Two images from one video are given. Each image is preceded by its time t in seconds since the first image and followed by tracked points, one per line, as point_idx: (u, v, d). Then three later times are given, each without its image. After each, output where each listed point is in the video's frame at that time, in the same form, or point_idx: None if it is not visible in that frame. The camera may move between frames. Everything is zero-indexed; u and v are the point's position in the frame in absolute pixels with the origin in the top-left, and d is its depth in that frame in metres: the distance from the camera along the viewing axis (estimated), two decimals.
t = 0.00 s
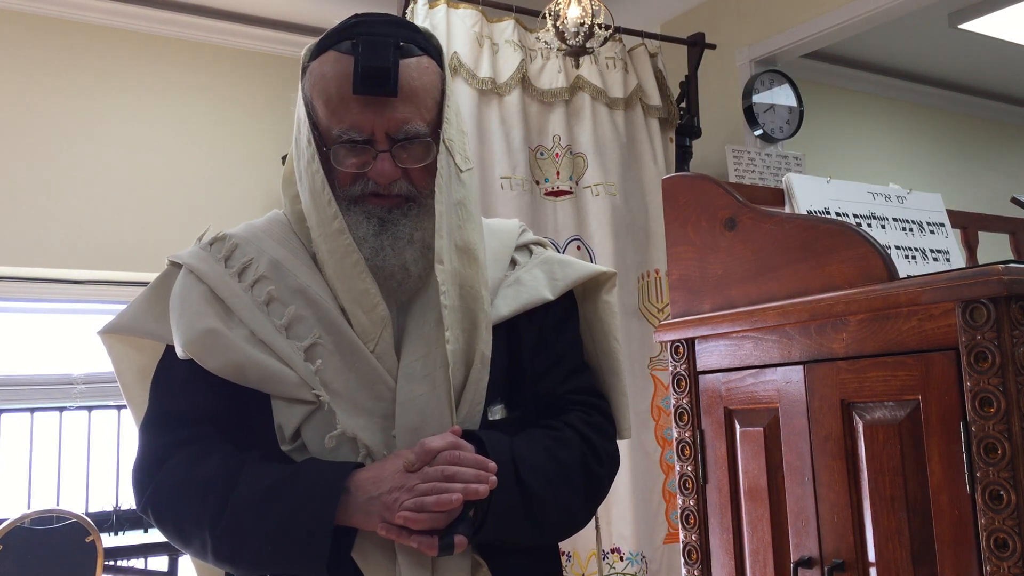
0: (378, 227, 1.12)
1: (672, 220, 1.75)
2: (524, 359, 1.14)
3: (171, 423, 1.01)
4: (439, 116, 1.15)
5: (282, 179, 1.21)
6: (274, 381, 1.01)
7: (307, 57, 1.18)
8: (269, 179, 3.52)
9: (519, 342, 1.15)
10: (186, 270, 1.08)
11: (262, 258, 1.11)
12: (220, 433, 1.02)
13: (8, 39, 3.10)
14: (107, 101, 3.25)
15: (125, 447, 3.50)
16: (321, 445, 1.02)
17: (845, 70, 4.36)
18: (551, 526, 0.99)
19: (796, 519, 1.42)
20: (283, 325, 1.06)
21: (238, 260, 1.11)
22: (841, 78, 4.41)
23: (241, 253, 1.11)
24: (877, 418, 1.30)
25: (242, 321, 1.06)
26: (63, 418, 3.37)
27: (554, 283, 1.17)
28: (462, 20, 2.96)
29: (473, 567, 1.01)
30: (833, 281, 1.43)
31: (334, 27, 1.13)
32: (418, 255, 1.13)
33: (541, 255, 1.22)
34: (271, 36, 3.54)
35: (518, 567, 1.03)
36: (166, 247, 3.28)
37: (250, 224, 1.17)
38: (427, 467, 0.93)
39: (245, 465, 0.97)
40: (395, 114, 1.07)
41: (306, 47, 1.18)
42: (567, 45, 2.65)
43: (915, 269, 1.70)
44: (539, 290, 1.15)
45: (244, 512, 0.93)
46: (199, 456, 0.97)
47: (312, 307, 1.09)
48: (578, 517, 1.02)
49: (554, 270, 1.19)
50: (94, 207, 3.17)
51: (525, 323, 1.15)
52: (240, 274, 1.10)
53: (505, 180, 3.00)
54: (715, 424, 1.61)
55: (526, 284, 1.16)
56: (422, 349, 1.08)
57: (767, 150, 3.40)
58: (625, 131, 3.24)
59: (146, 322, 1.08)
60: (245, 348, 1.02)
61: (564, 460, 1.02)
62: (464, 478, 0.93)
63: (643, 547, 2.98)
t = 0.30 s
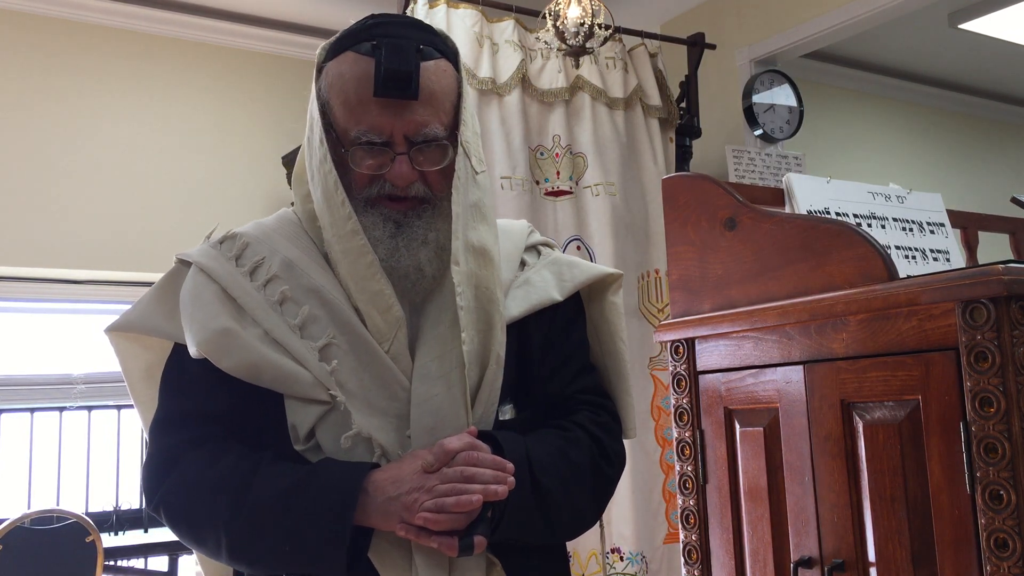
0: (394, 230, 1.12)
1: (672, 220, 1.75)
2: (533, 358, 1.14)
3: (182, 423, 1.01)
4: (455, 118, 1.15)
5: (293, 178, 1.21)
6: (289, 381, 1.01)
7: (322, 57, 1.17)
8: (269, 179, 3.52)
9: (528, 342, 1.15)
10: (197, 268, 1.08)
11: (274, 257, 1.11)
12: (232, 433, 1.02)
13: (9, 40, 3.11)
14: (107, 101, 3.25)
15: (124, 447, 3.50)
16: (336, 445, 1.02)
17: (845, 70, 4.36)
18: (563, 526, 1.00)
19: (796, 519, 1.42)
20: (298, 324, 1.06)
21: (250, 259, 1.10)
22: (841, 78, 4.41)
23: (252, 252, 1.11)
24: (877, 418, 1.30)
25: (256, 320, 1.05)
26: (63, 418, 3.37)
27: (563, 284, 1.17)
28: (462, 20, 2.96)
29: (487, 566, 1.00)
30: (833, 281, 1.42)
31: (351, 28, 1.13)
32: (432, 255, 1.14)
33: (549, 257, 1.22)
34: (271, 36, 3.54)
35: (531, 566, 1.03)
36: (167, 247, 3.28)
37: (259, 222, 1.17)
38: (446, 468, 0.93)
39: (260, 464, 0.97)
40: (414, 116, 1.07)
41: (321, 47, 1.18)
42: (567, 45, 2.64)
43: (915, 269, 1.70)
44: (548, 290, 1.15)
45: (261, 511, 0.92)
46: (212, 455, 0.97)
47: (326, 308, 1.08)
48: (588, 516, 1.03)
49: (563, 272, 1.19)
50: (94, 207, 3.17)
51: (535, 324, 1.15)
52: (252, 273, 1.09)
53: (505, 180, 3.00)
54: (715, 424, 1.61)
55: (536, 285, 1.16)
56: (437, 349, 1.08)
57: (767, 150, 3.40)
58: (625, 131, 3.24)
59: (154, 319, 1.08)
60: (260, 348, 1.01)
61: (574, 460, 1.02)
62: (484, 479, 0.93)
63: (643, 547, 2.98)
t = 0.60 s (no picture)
0: (409, 229, 1.11)
1: (672, 219, 1.74)
2: (544, 359, 1.14)
3: (196, 421, 1.00)
4: (470, 118, 1.15)
5: (306, 178, 1.21)
6: (306, 379, 1.01)
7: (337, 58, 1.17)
8: (269, 179, 3.53)
9: (539, 343, 1.14)
10: (212, 267, 1.08)
11: (290, 256, 1.11)
12: (248, 433, 1.02)
13: (9, 40, 3.11)
14: (107, 101, 3.25)
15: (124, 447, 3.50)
16: (352, 444, 1.02)
17: (844, 70, 4.36)
18: (576, 525, 1.00)
19: (796, 519, 1.42)
20: (314, 324, 1.06)
21: (265, 259, 1.10)
22: (841, 78, 4.41)
23: (267, 251, 1.11)
24: (877, 418, 1.30)
25: (271, 319, 1.05)
26: (63, 418, 3.37)
27: (573, 285, 1.17)
28: (462, 20, 2.95)
29: (502, 564, 1.01)
30: (833, 281, 1.43)
31: (367, 27, 1.13)
32: (447, 255, 1.13)
33: (560, 258, 1.22)
34: (271, 36, 3.55)
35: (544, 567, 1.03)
36: (167, 247, 3.29)
37: (274, 220, 1.17)
38: (465, 467, 0.92)
39: (277, 463, 0.97)
40: (429, 115, 1.07)
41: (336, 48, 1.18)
42: (567, 45, 2.65)
43: (915, 269, 1.70)
44: (559, 291, 1.15)
45: (280, 509, 0.92)
46: (228, 454, 0.97)
47: (342, 306, 1.08)
48: (599, 516, 1.03)
49: (573, 272, 1.19)
50: (94, 206, 3.17)
51: (545, 325, 1.15)
52: (267, 272, 1.09)
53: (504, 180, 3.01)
54: (715, 424, 1.61)
55: (547, 285, 1.16)
56: (453, 347, 1.08)
57: (767, 151, 3.41)
58: (625, 131, 3.24)
59: (167, 317, 1.08)
60: (277, 347, 1.02)
61: (586, 460, 1.02)
62: (502, 478, 0.93)
63: (643, 547, 2.99)
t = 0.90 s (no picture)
0: (424, 220, 1.12)
1: (672, 220, 1.75)
2: (557, 355, 1.14)
3: (214, 419, 0.99)
4: (480, 110, 1.15)
5: (322, 179, 1.21)
6: (325, 373, 1.00)
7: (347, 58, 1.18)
8: (270, 179, 3.53)
9: (552, 341, 1.14)
10: (229, 265, 1.07)
11: (307, 253, 1.10)
12: (266, 428, 1.01)
13: (9, 40, 3.11)
14: (107, 101, 3.25)
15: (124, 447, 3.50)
16: (373, 437, 1.01)
17: (844, 69, 4.37)
18: (593, 520, 1.00)
19: (796, 519, 1.42)
20: (332, 318, 1.05)
21: (282, 256, 1.09)
22: (841, 78, 4.42)
23: (284, 249, 1.10)
24: (876, 418, 1.30)
25: (290, 314, 1.04)
26: (63, 418, 3.38)
27: (585, 284, 1.17)
28: (462, 20, 2.95)
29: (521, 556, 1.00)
30: (833, 281, 1.43)
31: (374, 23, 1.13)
32: (465, 248, 1.13)
33: (571, 257, 1.22)
34: (272, 36, 3.55)
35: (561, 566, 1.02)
36: (167, 247, 3.29)
37: (290, 220, 1.16)
38: (489, 456, 0.92)
39: (296, 458, 0.96)
40: (438, 105, 1.07)
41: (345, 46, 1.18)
42: (567, 45, 2.65)
43: (915, 269, 1.71)
44: (571, 290, 1.15)
45: (301, 504, 0.91)
46: (247, 449, 0.96)
47: (361, 301, 1.07)
48: (614, 511, 1.03)
49: (585, 272, 1.19)
50: (94, 207, 3.18)
51: (558, 323, 1.15)
52: (284, 269, 1.08)
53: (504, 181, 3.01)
54: (715, 424, 1.61)
55: (559, 284, 1.16)
56: (471, 340, 1.08)
57: (766, 151, 3.41)
58: (625, 131, 3.25)
59: (183, 316, 1.06)
60: (297, 339, 1.01)
61: (600, 456, 1.02)
62: (526, 466, 0.92)
63: (643, 547, 2.99)
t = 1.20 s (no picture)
0: (448, 220, 1.09)
1: (672, 219, 1.75)
2: (573, 354, 1.12)
3: (236, 411, 0.95)
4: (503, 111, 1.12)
5: (344, 179, 1.17)
6: (349, 367, 0.97)
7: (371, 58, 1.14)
8: (270, 179, 3.54)
9: (568, 341, 1.13)
10: (250, 260, 1.04)
11: (329, 249, 1.07)
12: (287, 422, 0.96)
13: (9, 40, 3.12)
14: (107, 101, 3.25)
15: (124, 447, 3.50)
16: (396, 430, 0.98)
17: (844, 69, 4.37)
18: (615, 517, 0.99)
19: (796, 519, 1.43)
20: (355, 313, 1.02)
21: (304, 252, 1.06)
22: (841, 78, 4.42)
23: (305, 245, 1.07)
24: (876, 418, 1.30)
25: (313, 309, 1.01)
26: (63, 418, 3.38)
27: (600, 286, 1.15)
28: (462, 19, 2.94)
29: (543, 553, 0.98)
30: (832, 281, 1.43)
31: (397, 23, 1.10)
32: (486, 246, 1.10)
33: (585, 259, 1.20)
34: (272, 36, 3.56)
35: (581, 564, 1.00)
36: (168, 247, 3.29)
37: (310, 218, 1.13)
38: (514, 449, 0.90)
39: (319, 451, 0.92)
40: (462, 104, 1.04)
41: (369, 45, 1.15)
42: (567, 45, 2.65)
43: (915, 269, 1.71)
44: (587, 291, 1.13)
45: (325, 495, 0.88)
46: (271, 442, 0.92)
47: (384, 297, 1.04)
48: (633, 510, 1.01)
49: (600, 274, 1.17)
50: (95, 206, 3.18)
51: (573, 324, 1.13)
52: (307, 265, 1.06)
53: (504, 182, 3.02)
54: (715, 424, 1.62)
55: (576, 285, 1.14)
56: (494, 336, 1.05)
57: (767, 150, 3.41)
58: (625, 131, 3.25)
59: (204, 313, 1.04)
60: (321, 333, 0.98)
61: (619, 455, 1.00)
62: (551, 459, 0.90)
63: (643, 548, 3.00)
